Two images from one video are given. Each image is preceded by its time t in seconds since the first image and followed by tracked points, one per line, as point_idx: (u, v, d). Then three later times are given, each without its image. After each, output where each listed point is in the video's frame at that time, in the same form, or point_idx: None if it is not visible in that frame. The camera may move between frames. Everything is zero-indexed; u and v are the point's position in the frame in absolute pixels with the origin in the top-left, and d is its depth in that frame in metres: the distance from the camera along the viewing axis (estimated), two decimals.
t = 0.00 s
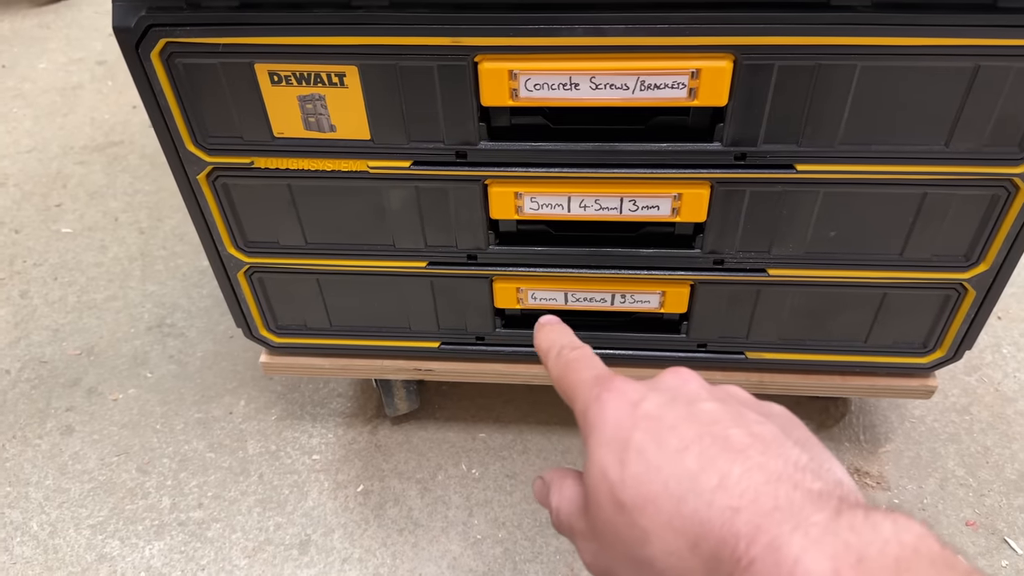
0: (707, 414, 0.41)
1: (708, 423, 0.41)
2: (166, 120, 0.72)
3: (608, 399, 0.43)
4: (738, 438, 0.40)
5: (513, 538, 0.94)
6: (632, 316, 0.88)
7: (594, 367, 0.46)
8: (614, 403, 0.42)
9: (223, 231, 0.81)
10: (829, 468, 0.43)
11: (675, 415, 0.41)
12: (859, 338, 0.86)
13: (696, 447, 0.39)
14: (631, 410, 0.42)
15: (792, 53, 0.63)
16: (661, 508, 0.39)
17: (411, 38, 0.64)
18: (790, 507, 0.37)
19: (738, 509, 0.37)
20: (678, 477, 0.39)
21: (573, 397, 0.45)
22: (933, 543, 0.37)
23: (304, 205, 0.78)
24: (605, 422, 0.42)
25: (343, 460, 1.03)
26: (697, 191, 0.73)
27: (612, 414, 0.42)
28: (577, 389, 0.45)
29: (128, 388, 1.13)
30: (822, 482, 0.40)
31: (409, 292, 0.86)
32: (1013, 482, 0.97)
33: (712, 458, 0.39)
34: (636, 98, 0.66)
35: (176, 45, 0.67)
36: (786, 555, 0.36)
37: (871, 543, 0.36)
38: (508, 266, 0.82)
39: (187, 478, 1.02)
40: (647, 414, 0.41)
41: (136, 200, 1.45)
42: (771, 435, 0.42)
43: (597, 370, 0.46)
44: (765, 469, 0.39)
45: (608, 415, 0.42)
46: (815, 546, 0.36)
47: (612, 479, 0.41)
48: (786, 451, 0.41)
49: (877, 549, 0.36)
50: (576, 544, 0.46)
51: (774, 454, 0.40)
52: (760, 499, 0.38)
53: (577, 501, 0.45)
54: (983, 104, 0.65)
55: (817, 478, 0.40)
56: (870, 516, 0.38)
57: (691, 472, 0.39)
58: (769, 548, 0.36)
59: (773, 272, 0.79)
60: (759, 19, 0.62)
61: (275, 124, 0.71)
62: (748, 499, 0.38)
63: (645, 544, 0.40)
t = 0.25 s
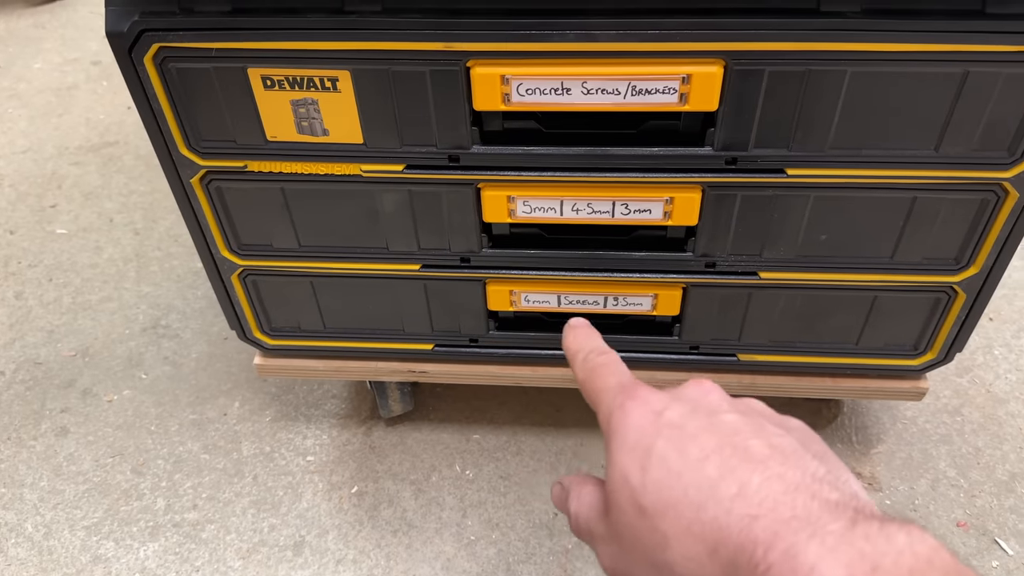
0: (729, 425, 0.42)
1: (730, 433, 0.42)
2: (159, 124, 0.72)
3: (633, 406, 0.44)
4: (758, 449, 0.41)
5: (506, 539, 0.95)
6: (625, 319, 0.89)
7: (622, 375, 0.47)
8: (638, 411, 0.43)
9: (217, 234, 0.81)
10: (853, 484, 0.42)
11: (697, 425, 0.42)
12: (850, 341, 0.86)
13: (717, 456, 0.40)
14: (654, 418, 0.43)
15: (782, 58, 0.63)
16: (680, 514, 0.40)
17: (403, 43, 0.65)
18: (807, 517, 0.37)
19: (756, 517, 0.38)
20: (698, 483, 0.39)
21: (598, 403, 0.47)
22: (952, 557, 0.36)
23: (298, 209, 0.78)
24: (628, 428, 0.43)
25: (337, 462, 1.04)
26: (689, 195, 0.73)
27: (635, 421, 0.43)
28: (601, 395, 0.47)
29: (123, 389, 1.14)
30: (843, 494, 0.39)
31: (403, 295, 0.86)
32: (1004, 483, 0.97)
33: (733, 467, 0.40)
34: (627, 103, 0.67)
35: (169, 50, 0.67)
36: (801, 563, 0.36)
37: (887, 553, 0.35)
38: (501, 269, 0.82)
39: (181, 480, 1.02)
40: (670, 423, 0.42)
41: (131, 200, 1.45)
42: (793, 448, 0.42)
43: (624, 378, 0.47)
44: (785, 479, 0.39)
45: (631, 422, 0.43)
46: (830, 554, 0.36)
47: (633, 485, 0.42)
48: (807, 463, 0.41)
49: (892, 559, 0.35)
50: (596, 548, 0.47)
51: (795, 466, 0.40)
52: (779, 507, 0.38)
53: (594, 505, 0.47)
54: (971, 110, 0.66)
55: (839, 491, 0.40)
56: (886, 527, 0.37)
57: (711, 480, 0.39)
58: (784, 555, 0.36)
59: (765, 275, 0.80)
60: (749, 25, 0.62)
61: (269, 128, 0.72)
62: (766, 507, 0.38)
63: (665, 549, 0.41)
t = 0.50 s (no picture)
0: (712, 427, 0.42)
1: (712, 435, 0.41)
2: (150, 118, 0.71)
3: (615, 403, 0.43)
4: (741, 452, 0.41)
5: (501, 535, 0.95)
6: (620, 314, 0.88)
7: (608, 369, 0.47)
8: (619, 409, 0.43)
9: (208, 229, 0.80)
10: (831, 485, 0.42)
11: (679, 424, 0.42)
12: (845, 335, 0.86)
13: (699, 458, 0.40)
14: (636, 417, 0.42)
15: (776, 52, 0.63)
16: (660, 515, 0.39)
17: (395, 36, 0.64)
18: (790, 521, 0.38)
19: (737, 520, 0.38)
20: (679, 485, 0.39)
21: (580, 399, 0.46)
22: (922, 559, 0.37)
23: (290, 203, 0.78)
24: (609, 427, 0.42)
25: (332, 457, 1.03)
26: (683, 189, 0.73)
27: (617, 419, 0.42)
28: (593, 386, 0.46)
29: (116, 385, 1.13)
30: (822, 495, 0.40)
31: (397, 290, 0.86)
32: (998, 477, 0.97)
33: (715, 471, 0.39)
34: (621, 96, 0.66)
35: (159, 43, 0.66)
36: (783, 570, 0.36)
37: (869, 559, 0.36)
38: (495, 264, 0.82)
39: (175, 476, 1.02)
40: (653, 422, 0.42)
41: (124, 196, 1.44)
42: (773, 449, 0.42)
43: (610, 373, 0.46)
44: (766, 483, 0.39)
45: (613, 420, 0.42)
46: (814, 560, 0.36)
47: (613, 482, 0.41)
48: (788, 465, 0.41)
49: (871, 566, 0.36)
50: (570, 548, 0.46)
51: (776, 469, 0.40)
52: (760, 512, 0.38)
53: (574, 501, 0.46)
54: (966, 103, 0.65)
55: (818, 493, 0.40)
56: (865, 531, 0.38)
57: (693, 482, 0.39)
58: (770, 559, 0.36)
59: (759, 270, 0.80)
60: (743, 18, 0.62)
61: (260, 122, 0.71)
62: (747, 511, 0.38)
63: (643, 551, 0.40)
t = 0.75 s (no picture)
0: (827, 445, 0.38)
1: (825, 458, 0.38)
2: (150, 107, 0.71)
3: (756, 361, 0.38)
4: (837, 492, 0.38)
5: (503, 526, 0.95)
6: (622, 304, 0.88)
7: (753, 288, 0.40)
8: (759, 365, 0.37)
9: (209, 219, 0.80)
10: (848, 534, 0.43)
11: (810, 431, 0.37)
12: (848, 325, 0.86)
13: (808, 480, 0.37)
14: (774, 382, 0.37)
15: (782, 40, 0.63)
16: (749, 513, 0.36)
17: (397, 24, 0.64)
18: None
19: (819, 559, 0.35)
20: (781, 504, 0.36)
21: (670, 324, 0.44)
22: None
23: (291, 193, 0.77)
24: (742, 389, 0.37)
25: (334, 449, 1.03)
26: (686, 179, 0.73)
27: (755, 384, 0.37)
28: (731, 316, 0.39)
29: (116, 377, 1.13)
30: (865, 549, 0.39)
31: (399, 281, 0.85)
32: (1000, 467, 0.98)
33: (818, 503, 0.37)
34: (625, 85, 0.66)
35: (159, 32, 0.66)
36: None
37: None
38: (497, 254, 0.81)
39: (176, 468, 1.02)
40: (787, 406, 0.37)
41: (123, 187, 1.43)
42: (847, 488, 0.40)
43: (751, 293, 0.40)
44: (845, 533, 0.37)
45: (750, 381, 0.37)
46: None
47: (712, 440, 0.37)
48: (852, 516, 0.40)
49: None
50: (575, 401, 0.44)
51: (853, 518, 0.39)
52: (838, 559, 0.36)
53: (610, 372, 0.43)
54: (972, 91, 0.65)
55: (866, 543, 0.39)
56: None
57: (796, 507, 0.36)
58: None
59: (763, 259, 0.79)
60: (749, 6, 0.61)
61: (261, 111, 0.70)
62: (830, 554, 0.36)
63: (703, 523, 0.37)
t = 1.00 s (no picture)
0: (844, 459, 0.43)
1: (841, 473, 0.42)
2: (142, 95, 0.70)
3: (793, 376, 0.41)
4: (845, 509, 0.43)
5: (498, 514, 0.95)
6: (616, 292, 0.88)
7: (793, 291, 0.43)
8: (798, 382, 0.41)
9: (202, 208, 0.80)
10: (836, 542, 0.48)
11: (833, 451, 0.42)
12: (842, 312, 0.86)
13: (820, 499, 0.41)
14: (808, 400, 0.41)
15: (774, 25, 0.63)
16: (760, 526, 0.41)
17: (388, 10, 0.63)
18: None
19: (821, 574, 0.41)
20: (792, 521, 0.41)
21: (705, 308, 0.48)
22: None
23: (284, 182, 0.77)
24: (775, 408, 0.40)
25: (329, 438, 1.03)
26: (679, 165, 0.72)
27: (789, 403, 0.40)
28: (771, 319, 0.42)
29: (111, 368, 1.13)
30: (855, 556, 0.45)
31: (392, 270, 0.85)
32: (993, 454, 0.98)
33: (826, 520, 0.42)
34: (617, 71, 0.66)
35: (150, 19, 0.65)
36: None
37: None
38: (491, 242, 0.81)
39: (171, 458, 1.02)
40: (814, 426, 0.41)
41: (117, 178, 1.43)
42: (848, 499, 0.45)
43: (791, 296, 0.43)
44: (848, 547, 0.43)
45: (788, 398, 0.40)
46: None
47: (739, 452, 0.41)
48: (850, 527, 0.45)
49: None
50: (590, 375, 0.49)
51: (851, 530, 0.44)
52: None
53: (629, 348, 0.48)
54: (965, 76, 0.65)
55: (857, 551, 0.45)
56: None
57: (805, 522, 0.41)
58: None
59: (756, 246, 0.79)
60: None
61: (253, 99, 0.70)
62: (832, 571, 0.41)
63: (715, 528, 0.41)
